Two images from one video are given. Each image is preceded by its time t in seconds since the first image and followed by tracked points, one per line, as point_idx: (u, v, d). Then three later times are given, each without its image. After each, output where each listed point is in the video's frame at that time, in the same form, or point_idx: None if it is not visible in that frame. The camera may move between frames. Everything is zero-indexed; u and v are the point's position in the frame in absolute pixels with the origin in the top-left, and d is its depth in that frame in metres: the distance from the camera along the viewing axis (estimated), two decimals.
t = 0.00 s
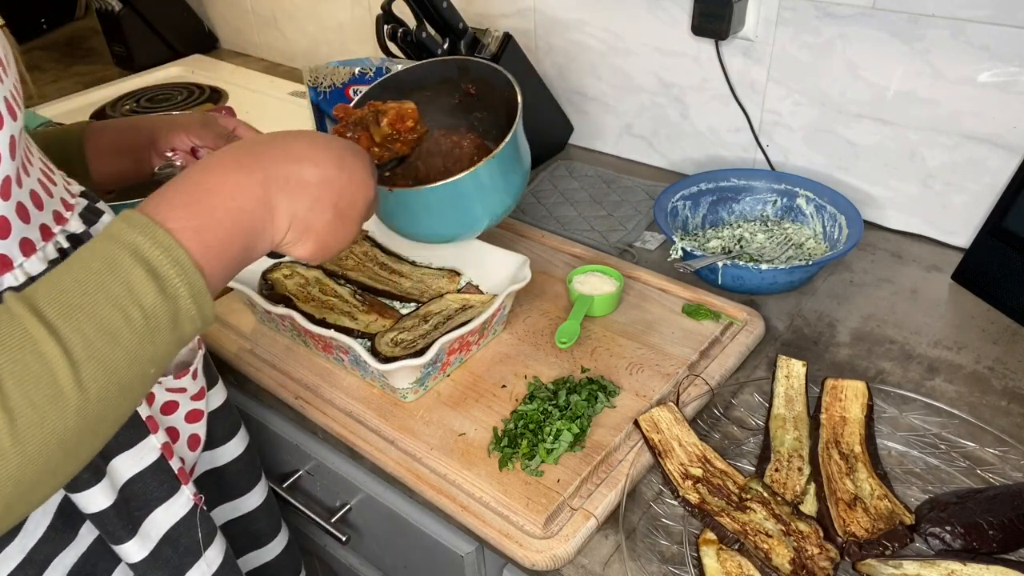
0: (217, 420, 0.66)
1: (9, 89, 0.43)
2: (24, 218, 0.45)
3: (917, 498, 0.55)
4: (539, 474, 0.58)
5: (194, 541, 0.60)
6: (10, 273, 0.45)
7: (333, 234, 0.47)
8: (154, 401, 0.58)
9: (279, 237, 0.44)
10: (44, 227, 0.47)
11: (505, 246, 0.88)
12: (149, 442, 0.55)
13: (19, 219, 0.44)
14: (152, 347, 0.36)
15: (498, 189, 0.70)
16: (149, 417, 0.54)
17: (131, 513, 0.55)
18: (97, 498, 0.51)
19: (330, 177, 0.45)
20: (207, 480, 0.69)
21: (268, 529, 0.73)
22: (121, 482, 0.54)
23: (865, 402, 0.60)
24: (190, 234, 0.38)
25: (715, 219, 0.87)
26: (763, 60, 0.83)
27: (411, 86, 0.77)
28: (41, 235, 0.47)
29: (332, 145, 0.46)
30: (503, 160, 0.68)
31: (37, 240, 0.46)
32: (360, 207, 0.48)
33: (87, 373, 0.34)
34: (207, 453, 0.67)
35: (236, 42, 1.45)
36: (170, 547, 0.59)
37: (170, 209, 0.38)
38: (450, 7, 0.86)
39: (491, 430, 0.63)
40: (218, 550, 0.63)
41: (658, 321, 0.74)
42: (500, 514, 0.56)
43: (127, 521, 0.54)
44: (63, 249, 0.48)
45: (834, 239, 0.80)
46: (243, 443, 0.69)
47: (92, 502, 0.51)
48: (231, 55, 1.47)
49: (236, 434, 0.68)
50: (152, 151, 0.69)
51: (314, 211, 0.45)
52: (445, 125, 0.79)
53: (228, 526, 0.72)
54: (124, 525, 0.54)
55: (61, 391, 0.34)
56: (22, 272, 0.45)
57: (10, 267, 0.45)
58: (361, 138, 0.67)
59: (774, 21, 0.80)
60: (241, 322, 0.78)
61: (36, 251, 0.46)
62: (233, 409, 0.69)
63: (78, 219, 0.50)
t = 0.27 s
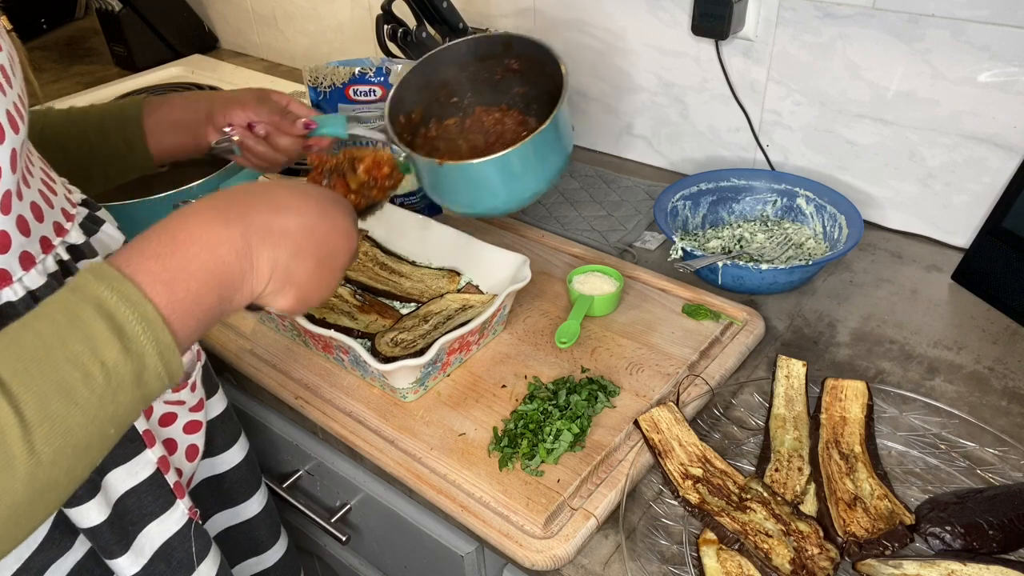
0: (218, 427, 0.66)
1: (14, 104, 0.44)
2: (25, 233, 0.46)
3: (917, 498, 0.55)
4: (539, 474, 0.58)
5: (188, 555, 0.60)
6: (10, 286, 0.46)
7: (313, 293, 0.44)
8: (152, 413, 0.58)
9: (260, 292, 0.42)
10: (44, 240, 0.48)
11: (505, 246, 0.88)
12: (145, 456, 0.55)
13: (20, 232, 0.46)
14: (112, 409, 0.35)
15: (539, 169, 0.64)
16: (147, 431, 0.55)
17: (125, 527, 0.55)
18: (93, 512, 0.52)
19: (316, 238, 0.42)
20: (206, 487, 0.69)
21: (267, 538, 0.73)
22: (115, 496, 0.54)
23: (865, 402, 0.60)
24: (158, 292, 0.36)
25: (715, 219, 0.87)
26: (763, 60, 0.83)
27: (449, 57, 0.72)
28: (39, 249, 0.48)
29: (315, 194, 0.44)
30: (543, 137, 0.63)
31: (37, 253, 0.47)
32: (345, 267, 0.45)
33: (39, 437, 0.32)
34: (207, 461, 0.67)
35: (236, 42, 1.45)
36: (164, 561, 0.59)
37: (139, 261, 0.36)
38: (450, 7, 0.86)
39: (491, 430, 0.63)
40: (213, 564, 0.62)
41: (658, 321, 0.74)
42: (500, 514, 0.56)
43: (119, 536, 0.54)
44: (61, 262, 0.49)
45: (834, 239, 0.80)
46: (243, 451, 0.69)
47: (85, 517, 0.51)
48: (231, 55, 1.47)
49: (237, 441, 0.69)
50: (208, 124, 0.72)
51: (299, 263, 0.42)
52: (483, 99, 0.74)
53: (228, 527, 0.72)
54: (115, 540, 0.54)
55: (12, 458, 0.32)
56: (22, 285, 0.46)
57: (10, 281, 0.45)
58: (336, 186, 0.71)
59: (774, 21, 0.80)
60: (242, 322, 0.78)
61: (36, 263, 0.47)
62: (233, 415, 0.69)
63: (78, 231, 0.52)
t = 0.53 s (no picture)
0: (219, 439, 0.67)
1: (22, 122, 0.46)
2: (30, 249, 0.48)
3: (917, 498, 0.55)
4: (539, 474, 0.58)
5: (184, 573, 0.60)
6: (15, 301, 0.47)
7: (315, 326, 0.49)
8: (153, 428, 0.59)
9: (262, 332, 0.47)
10: (49, 256, 0.50)
11: (506, 246, 0.88)
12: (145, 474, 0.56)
13: (25, 248, 0.47)
14: (148, 422, 0.40)
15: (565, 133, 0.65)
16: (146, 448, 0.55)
17: (121, 545, 0.56)
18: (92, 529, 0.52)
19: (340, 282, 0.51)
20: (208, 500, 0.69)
21: (266, 544, 0.73)
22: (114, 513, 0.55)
23: (865, 402, 0.60)
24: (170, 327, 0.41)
25: (715, 219, 0.87)
26: (763, 60, 0.83)
27: (476, 38, 0.73)
28: (43, 265, 0.49)
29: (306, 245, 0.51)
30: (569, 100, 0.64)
31: (41, 269, 0.49)
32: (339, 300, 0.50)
33: (88, 444, 0.38)
34: (208, 474, 0.67)
35: (236, 42, 1.45)
36: None
37: (153, 304, 0.41)
38: (450, 7, 0.86)
39: (491, 430, 0.63)
40: None
41: (658, 321, 0.74)
42: (500, 514, 0.56)
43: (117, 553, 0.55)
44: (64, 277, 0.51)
45: (834, 239, 0.80)
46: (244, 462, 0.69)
47: (82, 534, 0.52)
48: (231, 55, 1.47)
49: (239, 453, 0.69)
50: (237, 103, 0.73)
51: (296, 300, 0.48)
52: (508, 78, 0.77)
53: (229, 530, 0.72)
54: (113, 557, 0.54)
55: (66, 462, 0.37)
56: (26, 299, 0.48)
57: (15, 296, 0.47)
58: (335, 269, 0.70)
59: (774, 21, 0.80)
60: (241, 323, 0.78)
61: (40, 279, 0.48)
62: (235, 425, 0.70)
63: (83, 244, 0.53)
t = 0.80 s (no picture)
0: (227, 433, 0.67)
1: (50, 117, 0.48)
2: (57, 241, 0.49)
3: (917, 498, 0.55)
4: (539, 474, 0.58)
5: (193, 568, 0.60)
6: (48, 292, 0.48)
7: (272, 302, 0.46)
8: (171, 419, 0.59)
9: (217, 334, 0.45)
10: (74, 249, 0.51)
11: (506, 246, 0.88)
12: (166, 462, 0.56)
13: (53, 240, 0.49)
14: (84, 453, 0.39)
15: (547, 120, 0.64)
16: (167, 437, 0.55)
17: (145, 533, 0.56)
18: (117, 519, 0.52)
19: (286, 257, 0.49)
20: (213, 493, 0.69)
21: (266, 544, 0.73)
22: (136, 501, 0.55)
23: (865, 402, 0.60)
24: (104, 346, 0.40)
25: (715, 219, 0.87)
26: (763, 60, 0.83)
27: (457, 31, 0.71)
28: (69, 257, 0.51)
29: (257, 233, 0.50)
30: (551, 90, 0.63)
31: (68, 260, 0.50)
32: (292, 271, 0.48)
33: (22, 479, 0.37)
34: (216, 466, 0.67)
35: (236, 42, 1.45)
36: (180, 566, 0.59)
37: (86, 328, 0.41)
38: (450, 7, 0.86)
39: (491, 430, 0.63)
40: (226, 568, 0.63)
41: (658, 321, 0.74)
42: (500, 514, 0.56)
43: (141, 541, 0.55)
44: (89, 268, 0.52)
45: (834, 239, 0.80)
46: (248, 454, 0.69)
47: (110, 521, 0.52)
48: (231, 55, 1.47)
49: (242, 445, 0.68)
50: (209, 99, 0.72)
51: (243, 291, 0.46)
52: (487, 79, 0.76)
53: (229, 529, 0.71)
54: (138, 544, 0.54)
55: None
56: (57, 290, 0.49)
57: (47, 287, 0.48)
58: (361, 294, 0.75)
59: (774, 21, 0.80)
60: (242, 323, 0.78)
61: (67, 270, 0.50)
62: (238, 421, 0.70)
63: (102, 238, 0.55)
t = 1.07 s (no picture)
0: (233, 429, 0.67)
1: (59, 112, 0.48)
2: (66, 234, 0.50)
3: (917, 498, 0.55)
4: (539, 474, 0.58)
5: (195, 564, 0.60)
6: (58, 284, 0.49)
7: (280, 297, 0.48)
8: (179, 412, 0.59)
9: (225, 317, 0.46)
10: (82, 241, 0.52)
11: (506, 246, 0.88)
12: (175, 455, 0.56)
13: (63, 232, 0.49)
14: (119, 418, 0.39)
15: (534, 97, 0.63)
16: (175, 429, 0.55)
17: (152, 525, 0.56)
18: (125, 511, 0.52)
19: (297, 256, 0.50)
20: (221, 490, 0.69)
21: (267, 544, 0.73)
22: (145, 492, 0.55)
23: (865, 402, 0.60)
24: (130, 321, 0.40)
25: (715, 219, 0.87)
26: (763, 60, 0.83)
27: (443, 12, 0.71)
28: (77, 250, 0.51)
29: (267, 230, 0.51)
30: (539, 65, 0.62)
31: (76, 253, 0.51)
32: (300, 272, 0.49)
33: (61, 447, 0.36)
34: (223, 462, 0.67)
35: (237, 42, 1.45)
36: (187, 558, 0.59)
37: (104, 302, 0.40)
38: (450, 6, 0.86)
39: (491, 430, 0.63)
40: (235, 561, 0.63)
41: (658, 321, 0.74)
42: (500, 514, 0.56)
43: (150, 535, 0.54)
44: (96, 262, 0.53)
45: (834, 239, 0.80)
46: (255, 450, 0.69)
47: (118, 512, 0.52)
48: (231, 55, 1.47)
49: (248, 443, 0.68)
50: (195, 87, 0.72)
51: (254, 281, 0.47)
52: (476, 58, 0.75)
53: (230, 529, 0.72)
54: (147, 536, 0.54)
55: (40, 467, 0.35)
56: (66, 282, 0.49)
57: (57, 279, 0.49)
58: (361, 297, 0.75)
59: (774, 21, 0.80)
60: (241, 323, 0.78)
61: (76, 262, 0.51)
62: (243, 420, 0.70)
63: (108, 232, 0.55)
